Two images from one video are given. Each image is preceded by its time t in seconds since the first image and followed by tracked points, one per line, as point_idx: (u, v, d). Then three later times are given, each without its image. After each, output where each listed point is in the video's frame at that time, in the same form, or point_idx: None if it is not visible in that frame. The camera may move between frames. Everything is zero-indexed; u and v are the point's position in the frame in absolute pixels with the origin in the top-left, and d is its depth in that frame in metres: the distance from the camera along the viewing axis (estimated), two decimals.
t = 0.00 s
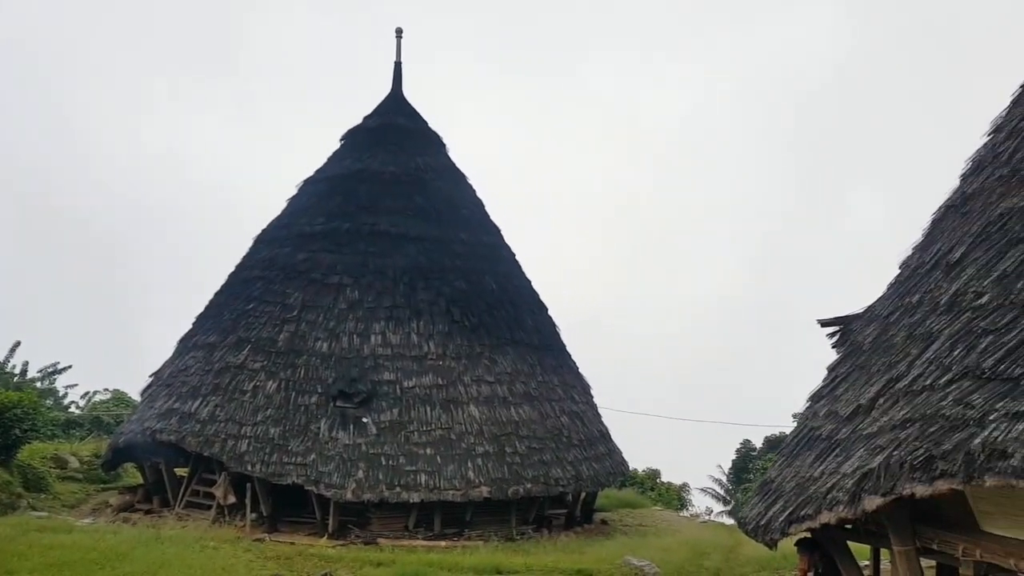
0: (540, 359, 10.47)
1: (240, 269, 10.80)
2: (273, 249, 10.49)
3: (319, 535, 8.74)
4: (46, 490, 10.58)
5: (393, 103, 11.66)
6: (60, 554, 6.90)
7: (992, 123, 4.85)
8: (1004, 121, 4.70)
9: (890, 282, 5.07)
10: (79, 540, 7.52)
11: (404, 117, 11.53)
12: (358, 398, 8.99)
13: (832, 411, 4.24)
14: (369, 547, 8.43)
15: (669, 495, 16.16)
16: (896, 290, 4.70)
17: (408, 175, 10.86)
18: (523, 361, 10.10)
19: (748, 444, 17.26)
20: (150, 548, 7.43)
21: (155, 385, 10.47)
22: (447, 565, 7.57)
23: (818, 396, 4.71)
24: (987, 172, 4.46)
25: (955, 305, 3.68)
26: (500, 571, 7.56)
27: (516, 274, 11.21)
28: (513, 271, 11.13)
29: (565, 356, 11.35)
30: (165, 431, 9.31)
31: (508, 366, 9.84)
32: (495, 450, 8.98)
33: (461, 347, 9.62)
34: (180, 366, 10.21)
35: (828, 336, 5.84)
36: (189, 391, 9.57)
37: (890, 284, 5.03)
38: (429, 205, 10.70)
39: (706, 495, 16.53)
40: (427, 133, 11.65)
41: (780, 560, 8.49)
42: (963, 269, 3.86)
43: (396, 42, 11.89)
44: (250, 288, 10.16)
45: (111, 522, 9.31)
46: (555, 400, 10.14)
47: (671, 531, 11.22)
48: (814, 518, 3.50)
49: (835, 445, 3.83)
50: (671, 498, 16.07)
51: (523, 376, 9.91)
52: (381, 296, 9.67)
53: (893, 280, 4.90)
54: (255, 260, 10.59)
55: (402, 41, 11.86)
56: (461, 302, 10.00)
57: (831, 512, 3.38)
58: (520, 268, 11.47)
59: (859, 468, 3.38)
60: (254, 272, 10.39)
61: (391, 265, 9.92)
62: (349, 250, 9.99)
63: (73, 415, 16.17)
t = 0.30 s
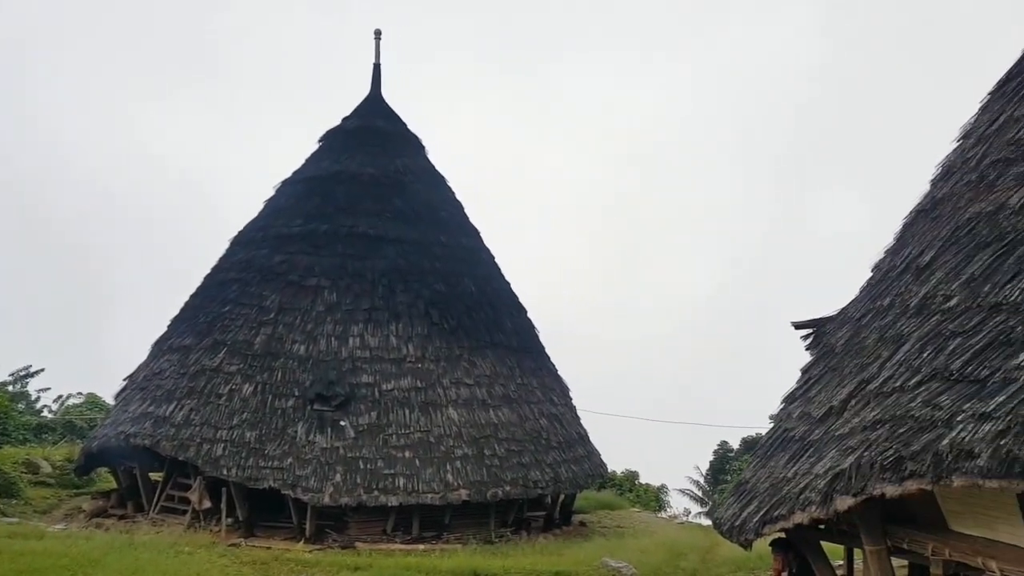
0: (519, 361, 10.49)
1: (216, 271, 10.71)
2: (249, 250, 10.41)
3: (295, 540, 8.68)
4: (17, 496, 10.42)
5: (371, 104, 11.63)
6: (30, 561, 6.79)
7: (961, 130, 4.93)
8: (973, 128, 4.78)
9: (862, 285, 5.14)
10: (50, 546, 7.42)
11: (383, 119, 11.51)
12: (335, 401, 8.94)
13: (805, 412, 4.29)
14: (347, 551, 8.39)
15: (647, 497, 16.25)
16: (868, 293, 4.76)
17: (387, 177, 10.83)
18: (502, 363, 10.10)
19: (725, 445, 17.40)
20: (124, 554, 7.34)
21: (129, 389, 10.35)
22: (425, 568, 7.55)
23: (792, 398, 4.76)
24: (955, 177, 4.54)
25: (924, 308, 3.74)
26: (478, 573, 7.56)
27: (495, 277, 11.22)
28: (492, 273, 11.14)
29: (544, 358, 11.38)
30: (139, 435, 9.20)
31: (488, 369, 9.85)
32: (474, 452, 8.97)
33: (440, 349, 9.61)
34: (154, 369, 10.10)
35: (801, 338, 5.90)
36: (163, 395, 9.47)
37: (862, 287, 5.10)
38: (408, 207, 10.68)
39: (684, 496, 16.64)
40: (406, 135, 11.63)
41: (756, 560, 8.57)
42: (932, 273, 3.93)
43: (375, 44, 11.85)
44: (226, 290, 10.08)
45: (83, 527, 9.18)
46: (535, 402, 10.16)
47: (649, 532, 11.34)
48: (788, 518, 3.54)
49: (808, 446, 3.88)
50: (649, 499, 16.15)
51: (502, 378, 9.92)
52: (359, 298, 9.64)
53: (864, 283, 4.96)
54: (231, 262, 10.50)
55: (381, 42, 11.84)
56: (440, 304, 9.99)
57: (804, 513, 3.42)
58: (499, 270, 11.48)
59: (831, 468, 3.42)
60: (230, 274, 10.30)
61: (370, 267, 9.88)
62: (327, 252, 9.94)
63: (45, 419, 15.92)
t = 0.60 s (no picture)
0: (496, 364, 10.49)
1: (188, 273, 10.59)
2: (222, 252, 10.31)
3: (268, 545, 8.61)
4: None
5: (347, 106, 11.58)
6: None
7: (927, 137, 5.02)
8: (939, 135, 4.87)
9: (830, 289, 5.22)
10: (16, 553, 7.29)
11: (359, 121, 11.46)
12: (309, 405, 8.87)
13: (775, 414, 4.34)
14: (320, 556, 8.33)
15: (623, 498, 16.32)
16: (837, 296, 4.83)
17: (363, 179, 10.79)
18: (479, 366, 10.10)
19: (699, 447, 17.53)
20: (91, 561, 7.23)
21: (99, 393, 10.20)
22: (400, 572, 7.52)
23: (762, 400, 4.82)
24: (922, 184, 4.62)
25: (891, 312, 3.80)
26: None
27: (472, 279, 11.21)
28: (468, 276, 11.13)
29: (521, 361, 11.39)
30: (108, 439, 9.07)
31: (464, 372, 9.83)
32: (450, 455, 8.95)
33: (416, 352, 9.58)
34: (124, 372, 9.97)
35: (772, 341, 5.97)
36: (133, 399, 9.34)
37: (830, 291, 5.17)
38: (385, 209, 10.64)
39: (659, 497, 16.74)
40: (382, 137, 11.59)
41: (729, 561, 8.65)
42: (898, 277, 4.00)
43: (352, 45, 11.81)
44: (198, 292, 9.97)
45: (50, 534, 9.02)
46: (511, 405, 10.17)
47: (623, 533, 11.51)
48: (758, 519, 3.57)
49: (777, 448, 3.92)
50: (624, 501, 16.23)
51: (479, 381, 9.91)
52: (335, 301, 9.58)
53: (833, 286, 5.03)
54: (204, 264, 10.39)
55: (357, 44, 11.80)
56: (416, 307, 9.96)
57: (773, 514, 3.46)
58: (476, 273, 11.47)
59: (800, 469, 3.46)
60: (203, 276, 10.19)
61: (345, 270, 9.83)
62: (301, 254, 9.86)
63: (12, 423, 15.63)
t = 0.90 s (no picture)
0: (469, 366, 10.48)
1: (156, 274, 10.46)
2: (191, 253, 10.18)
3: (235, 550, 8.52)
4: None
5: (320, 107, 11.51)
6: None
7: (892, 144, 5.11)
8: (903, 144, 4.95)
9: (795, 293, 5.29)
10: None
11: (332, 121, 11.39)
12: (279, 408, 8.79)
13: (741, 416, 4.39)
14: (288, 560, 8.26)
15: (594, 501, 16.38)
16: (803, 300, 4.89)
17: (336, 180, 10.72)
18: (452, 369, 10.08)
19: (670, 449, 17.66)
20: (53, 566, 7.11)
21: (63, 395, 10.03)
22: None
23: (729, 403, 4.87)
24: (886, 191, 4.70)
25: (855, 317, 3.86)
26: None
27: (445, 282, 11.19)
28: (441, 278, 11.11)
29: (494, 363, 11.39)
30: (72, 443, 8.92)
31: (437, 375, 9.81)
32: (422, 459, 8.92)
33: (388, 355, 9.54)
34: (89, 374, 9.81)
35: (739, 344, 6.03)
36: (98, 402, 9.20)
37: (796, 295, 5.24)
38: (357, 211, 10.58)
39: (630, 499, 16.83)
40: (355, 138, 11.54)
41: (699, 562, 8.72)
42: (862, 282, 4.06)
43: (325, 46, 11.74)
44: (166, 294, 9.85)
45: (12, 539, 8.85)
46: (483, 407, 10.17)
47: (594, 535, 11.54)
48: (724, 520, 3.61)
49: (743, 450, 3.97)
50: (595, 503, 16.29)
51: (451, 384, 9.89)
52: (306, 303, 9.50)
53: (799, 291, 5.10)
54: (172, 265, 10.26)
55: (330, 44, 11.74)
56: (388, 309, 9.92)
57: (739, 515, 3.50)
58: (449, 275, 11.46)
59: (765, 471, 3.51)
60: (170, 277, 10.07)
61: (317, 272, 9.76)
62: (272, 255, 9.78)
63: None
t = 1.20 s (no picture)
0: (441, 369, 10.45)
1: (123, 274, 10.30)
2: (159, 253, 10.04)
3: (203, 553, 8.41)
4: None
5: (292, 106, 11.42)
6: None
7: (859, 151, 5.19)
8: (869, 151, 5.03)
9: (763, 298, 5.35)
10: None
11: (304, 121, 11.31)
12: (248, 411, 8.69)
13: (710, 419, 4.43)
14: (256, 564, 8.18)
15: (565, 503, 16.41)
16: (771, 304, 4.95)
17: (308, 180, 10.64)
18: (424, 372, 10.05)
19: (641, 451, 17.76)
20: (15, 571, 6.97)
21: (27, 396, 9.84)
22: None
23: (698, 405, 4.91)
24: (853, 197, 4.77)
25: (820, 321, 3.92)
26: None
27: (417, 284, 11.16)
28: (414, 280, 11.07)
29: (466, 365, 11.37)
30: (36, 445, 8.76)
31: (409, 378, 9.77)
32: (393, 462, 8.88)
33: (360, 357, 9.48)
34: (54, 376, 9.64)
35: (708, 347, 6.08)
36: (63, 404, 9.04)
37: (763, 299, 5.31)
38: (329, 212, 10.51)
39: (601, 501, 16.89)
40: (327, 138, 11.46)
41: (667, 564, 8.79)
42: (828, 287, 4.13)
43: (298, 45, 11.66)
44: (133, 294, 9.70)
45: None
46: (456, 410, 10.15)
47: (565, 537, 11.57)
48: (692, 522, 3.65)
49: (711, 452, 4.01)
50: (566, 505, 16.32)
51: (424, 387, 9.87)
52: (276, 304, 9.41)
53: (767, 295, 5.16)
54: (140, 265, 10.11)
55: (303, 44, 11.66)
56: (360, 311, 9.87)
57: (707, 516, 3.54)
58: (421, 277, 11.42)
59: (731, 473, 3.55)
60: (138, 277, 9.92)
61: (288, 272, 9.67)
62: (242, 256, 9.67)
63: None
